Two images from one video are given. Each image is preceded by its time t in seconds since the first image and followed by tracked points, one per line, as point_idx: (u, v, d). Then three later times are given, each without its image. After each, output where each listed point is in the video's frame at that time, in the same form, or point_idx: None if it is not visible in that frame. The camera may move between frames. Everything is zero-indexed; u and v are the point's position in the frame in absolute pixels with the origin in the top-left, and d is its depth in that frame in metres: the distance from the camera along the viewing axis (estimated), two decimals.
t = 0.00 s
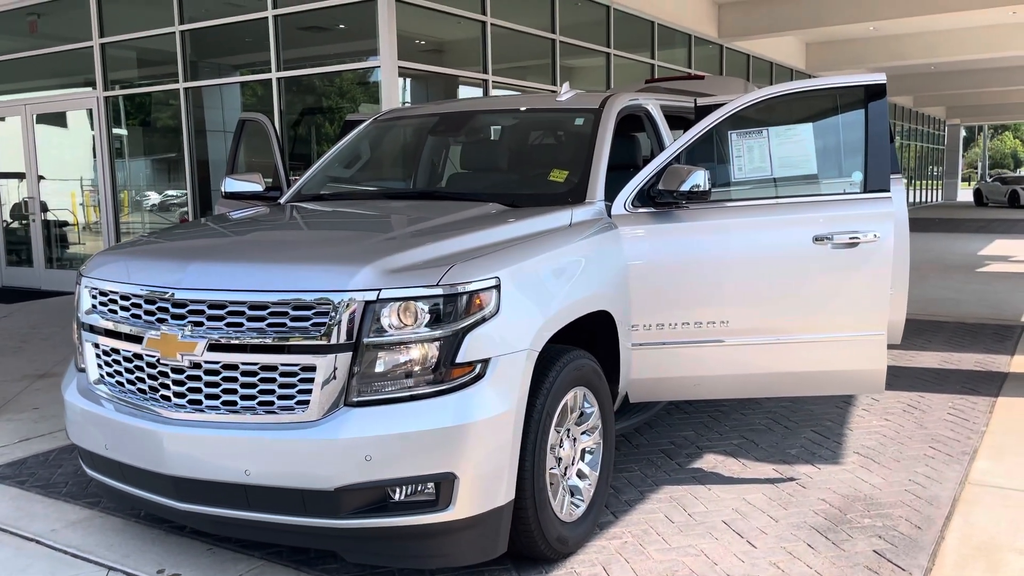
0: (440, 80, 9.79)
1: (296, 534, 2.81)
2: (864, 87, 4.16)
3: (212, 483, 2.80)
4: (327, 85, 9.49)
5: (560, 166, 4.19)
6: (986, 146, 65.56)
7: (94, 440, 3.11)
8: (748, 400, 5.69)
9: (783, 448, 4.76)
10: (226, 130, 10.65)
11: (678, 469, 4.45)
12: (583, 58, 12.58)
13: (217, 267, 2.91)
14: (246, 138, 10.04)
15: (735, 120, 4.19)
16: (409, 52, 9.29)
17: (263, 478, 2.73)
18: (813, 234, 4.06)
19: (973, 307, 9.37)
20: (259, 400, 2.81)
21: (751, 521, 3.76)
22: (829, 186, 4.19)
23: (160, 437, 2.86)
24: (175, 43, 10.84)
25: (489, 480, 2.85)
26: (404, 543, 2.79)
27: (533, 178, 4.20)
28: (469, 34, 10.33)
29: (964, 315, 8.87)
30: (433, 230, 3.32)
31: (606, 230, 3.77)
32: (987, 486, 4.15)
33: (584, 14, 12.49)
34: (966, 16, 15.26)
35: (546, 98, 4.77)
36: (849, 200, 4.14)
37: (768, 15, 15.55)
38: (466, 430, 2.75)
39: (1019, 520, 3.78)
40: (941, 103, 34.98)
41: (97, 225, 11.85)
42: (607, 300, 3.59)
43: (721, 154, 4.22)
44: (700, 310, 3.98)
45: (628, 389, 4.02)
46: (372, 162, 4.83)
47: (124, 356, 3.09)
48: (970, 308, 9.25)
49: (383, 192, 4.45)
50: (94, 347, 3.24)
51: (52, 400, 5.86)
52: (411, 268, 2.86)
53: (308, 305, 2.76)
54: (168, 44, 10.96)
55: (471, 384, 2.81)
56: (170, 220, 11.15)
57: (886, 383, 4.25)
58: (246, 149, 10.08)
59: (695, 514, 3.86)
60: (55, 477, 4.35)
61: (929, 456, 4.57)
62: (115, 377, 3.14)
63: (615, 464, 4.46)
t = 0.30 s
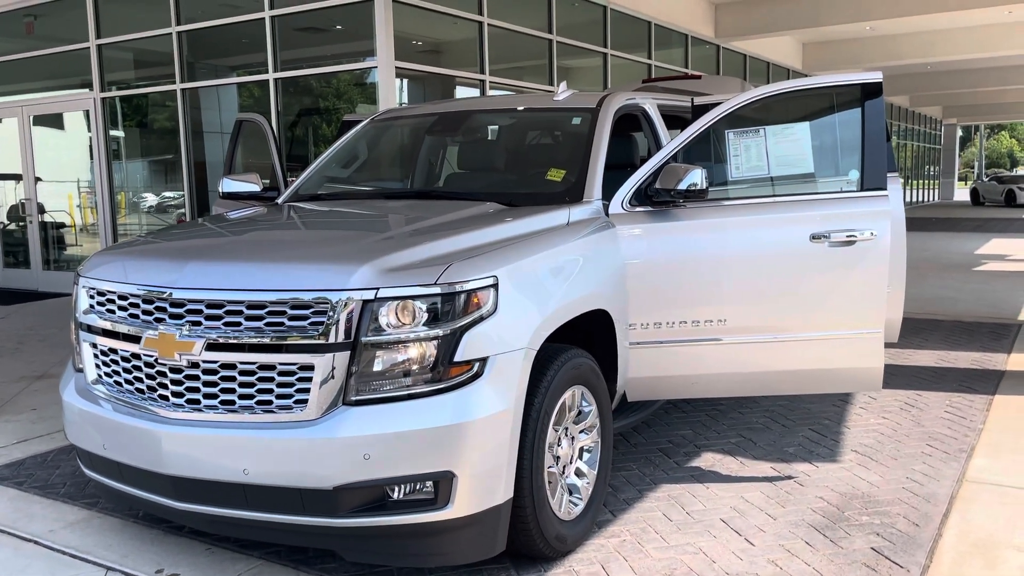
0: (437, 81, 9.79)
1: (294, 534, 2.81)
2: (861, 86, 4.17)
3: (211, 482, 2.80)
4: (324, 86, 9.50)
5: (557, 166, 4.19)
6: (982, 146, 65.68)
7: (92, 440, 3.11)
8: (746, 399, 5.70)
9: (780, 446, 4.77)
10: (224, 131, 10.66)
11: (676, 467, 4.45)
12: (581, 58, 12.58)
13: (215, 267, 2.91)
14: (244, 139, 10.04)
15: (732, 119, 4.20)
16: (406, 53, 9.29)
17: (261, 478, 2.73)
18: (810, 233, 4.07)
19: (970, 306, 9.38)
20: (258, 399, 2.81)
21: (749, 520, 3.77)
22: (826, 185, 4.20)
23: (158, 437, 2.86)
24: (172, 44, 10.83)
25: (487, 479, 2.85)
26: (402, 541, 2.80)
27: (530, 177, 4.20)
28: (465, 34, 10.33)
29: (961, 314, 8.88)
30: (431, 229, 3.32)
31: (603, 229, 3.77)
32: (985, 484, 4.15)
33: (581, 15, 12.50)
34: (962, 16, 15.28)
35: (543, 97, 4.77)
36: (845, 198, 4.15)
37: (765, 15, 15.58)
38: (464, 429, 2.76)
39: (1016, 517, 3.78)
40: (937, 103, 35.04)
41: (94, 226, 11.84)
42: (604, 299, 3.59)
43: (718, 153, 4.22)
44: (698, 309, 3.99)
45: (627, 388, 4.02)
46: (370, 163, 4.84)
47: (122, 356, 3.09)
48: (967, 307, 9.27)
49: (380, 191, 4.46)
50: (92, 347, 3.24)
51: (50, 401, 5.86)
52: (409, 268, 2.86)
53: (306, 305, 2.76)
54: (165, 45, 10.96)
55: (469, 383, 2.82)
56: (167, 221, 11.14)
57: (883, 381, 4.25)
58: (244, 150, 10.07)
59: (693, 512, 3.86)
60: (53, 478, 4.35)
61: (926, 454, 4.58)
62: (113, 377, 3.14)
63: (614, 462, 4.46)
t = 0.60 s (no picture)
0: (434, 82, 9.80)
1: (295, 535, 2.81)
2: (858, 87, 4.19)
3: (211, 484, 2.80)
4: (322, 87, 9.51)
5: (555, 167, 4.20)
6: (979, 147, 65.82)
7: (93, 442, 3.11)
8: (745, 399, 5.71)
9: (779, 446, 4.78)
10: (222, 133, 10.67)
11: (675, 468, 4.46)
12: (578, 59, 12.59)
13: (214, 268, 2.91)
14: (242, 141, 10.05)
15: (730, 120, 4.21)
16: (404, 55, 9.30)
17: (262, 480, 2.73)
18: (808, 233, 4.08)
19: (967, 306, 9.40)
20: (258, 401, 2.82)
21: (749, 520, 3.78)
22: (824, 185, 4.21)
23: (158, 439, 2.87)
24: (170, 46, 10.83)
25: (487, 479, 2.86)
26: (403, 543, 2.80)
27: (529, 178, 4.21)
28: (463, 35, 10.34)
29: (958, 314, 8.90)
30: (430, 230, 3.33)
31: (602, 230, 3.78)
32: (983, 483, 4.17)
33: (578, 16, 12.52)
34: (959, 16, 15.32)
35: (541, 99, 4.78)
36: (843, 199, 4.16)
37: (762, 16, 15.60)
38: (465, 430, 2.76)
39: (1014, 517, 3.79)
40: (934, 103, 35.11)
41: (92, 229, 11.84)
42: (603, 299, 3.60)
43: (716, 153, 4.23)
44: (697, 310, 4.00)
45: (626, 389, 4.02)
46: (368, 165, 4.84)
47: (122, 357, 3.10)
48: (964, 307, 9.29)
49: (379, 193, 4.46)
50: (92, 349, 3.25)
51: (49, 403, 5.86)
52: (409, 269, 2.87)
53: (306, 306, 2.77)
54: (162, 47, 10.95)
55: (469, 384, 2.83)
56: (164, 223, 11.13)
57: (882, 380, 4.26)
58: (242, 152, 10.08)
59: (693, 512, 3.87)
60: (52, 480, 4.35)
61: (924, 453, 4.59)
62: (113, 379, 3.14)
63: (613, 463, 4.47)
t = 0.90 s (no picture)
0: (433, 83, 9.80)
1: (296, 537, 2.81)
2: (858, 88, 4.19)
3: (213, 485, 2.80)
4: (320, 89, 9.50)
5: (555, 168, 4.20)
6: (977, 147, 65.90)
7: (93, 444, 3.11)
8: (745, 400, 5.71)
9: (780, 447, 4.78)
10: (220, 134, 10.65)
11: (676, 468, 4.46)
12: (577, 60, 12.60)
13: (215, 270, 2.91)
14: (241, 142, 10.05)
15: (730, 120, 4.21)
16: (403, 56, 9.30)
17: (263, 481, 2.73)
18: (808, 234, 4.08)
19: (967, 306, 9.41)
20: (260, 403, 2.81)
21: (750, 520, 3.78)
22: (824, 186, 4.21)
23: (159, 441, 2.86)
24: (168, 47, 10.82)
25: (489, 480, 2.85)
26: (404, 544, 2.80)
27: (530, 179, 4.21)
28: (462, 36, 10.34)
29: (957, 313, 8.91)
30: (432, 232, 3.33)
31: (602, 231, 3.78)
32: (984, 483, 4.17)
33: (576, 17, 12.52)
34: (957, 17, 15.34)
35: (541, 99, 4.78)
36: (843, 199, 4.16)
37: (760, 16, 15.62)
38: (467, 431, 2.76)
39: (1015, 517, 3.79)
40: (932, 103, 35.14)
41: (91, 230, 11.82)
42: (604, 300, 3.60)
43: (715, 154, 4.23)
44: (698, 311, 4.00)
45: (627, 390, 4.02)
46: (368, 166, 4.84)
47: (123, 360, 3.09)
48: (963, 307, 9.29)
49: (379, 195, 4.45)
50: (93, 351, 3.24)
51: (49, 405, 5.85)
52: (410, 270, 2.87)
53: (308, 308, 2.76)
54: (160, 49, 10.94)
55: (471, 385, 2.82)
56: (163, 225, 11.12)
57: (882, 381, 4.26)
58: (241, 153, 10.07)
59: (694, 513, 3.87)
60: (53, 482, 4.34)
61: (925, 454, 4.59)
62: (114, 381, 3.14)
63: (614, 464, 4.47)
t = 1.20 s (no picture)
0: (431, 84, 9.81)
1: (292, 538, 2.81)
2: (853, 88, 4.20)
3: (209, 487, 2.80)
4: (318, 90, 9.50)
5: (552, 169, 4.21)
6: (975, 146, 65.99)
7: (89, 446, 3.11)
8: (742, 400, 5.71)
9: (777, 447, 4.79)
10: (217, 135, 10.62)
11: (673, 469, 4.46)
12: (574, 61, 12.62)
13: (212, 271, 2.91)
14: (238, 143, 10.05)
15: (726, 121, 4.22)
16: (401, 57, 9.31)
17: (259, 483, 2.73)
18: (805, 235, 4.09)
19: (964, 306, 9.42)
20: (255, 404, 2.81)
21: (746, 520, 3.78)
22: (820, 187, 4.22)
23: (155, 443, 2.87)
24: (166, 48, 10.81)
25: (485, 481, 2.86)
26: (400, 545, 2.80)
27: (526, 180, 4.21)
28: (459, 37, 10.35)
29: (954, 314, 8.93)
30: (428, 233, 3.33)
31: (599, 231, 3.79)
32: (980, 483, 4.18)
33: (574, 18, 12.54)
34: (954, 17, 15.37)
35: (539, 100, 4.79)
36: (839, 200, 4.17)
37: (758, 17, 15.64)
38: (462, 432, 2.76)
39: (1011, 517, 3.80)
40: (930, 104, 35.18)
41: (88, 231, 11.82)
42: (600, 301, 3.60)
43: (712, 155, 4.24)
44: (694, 311, 4.01)
45: (624, 390, 4.02)
46: (365, 167, 4.84)
47: (119, 361, 3.09)
48: (960, 307, 9.31)
49: (376, 196, 4.46)
50: (89, 353, 3.24)
51: (46, 407, 5.85)
52: (406, 271, 2.87)
53: (304, 309, 2.77)
54: (158, 50, 10.94)
55: (468, 385, 2.83)
56: (160, 226, 11.12)
57: (878, 381, 4.27)
58: (239, 155, 10.07)
59: (690, 513, 3.87)
60: (49, 484, 4.34)
61: (921, 454, 4.60)
62: (110, 383, 3.14)
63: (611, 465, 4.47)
